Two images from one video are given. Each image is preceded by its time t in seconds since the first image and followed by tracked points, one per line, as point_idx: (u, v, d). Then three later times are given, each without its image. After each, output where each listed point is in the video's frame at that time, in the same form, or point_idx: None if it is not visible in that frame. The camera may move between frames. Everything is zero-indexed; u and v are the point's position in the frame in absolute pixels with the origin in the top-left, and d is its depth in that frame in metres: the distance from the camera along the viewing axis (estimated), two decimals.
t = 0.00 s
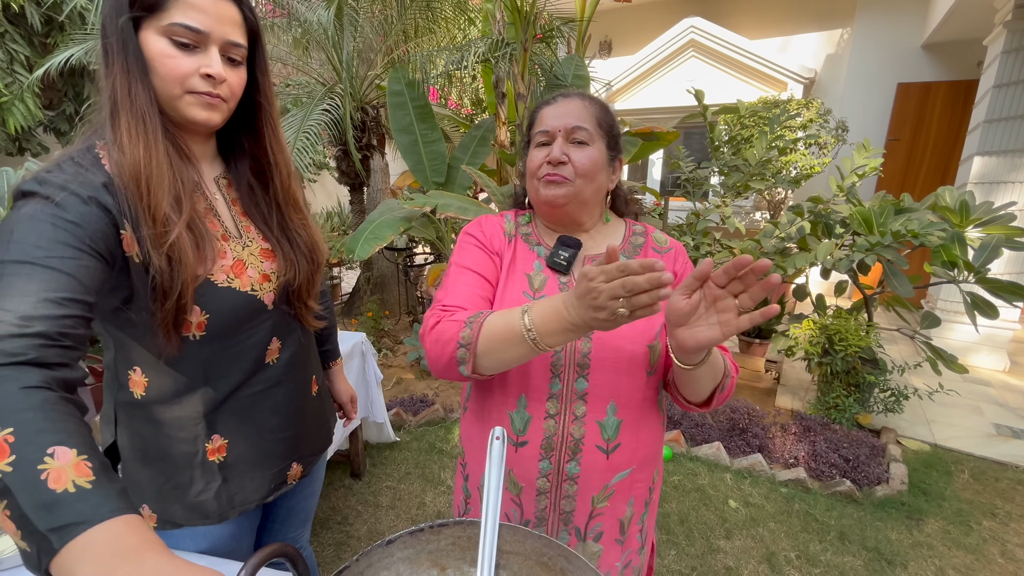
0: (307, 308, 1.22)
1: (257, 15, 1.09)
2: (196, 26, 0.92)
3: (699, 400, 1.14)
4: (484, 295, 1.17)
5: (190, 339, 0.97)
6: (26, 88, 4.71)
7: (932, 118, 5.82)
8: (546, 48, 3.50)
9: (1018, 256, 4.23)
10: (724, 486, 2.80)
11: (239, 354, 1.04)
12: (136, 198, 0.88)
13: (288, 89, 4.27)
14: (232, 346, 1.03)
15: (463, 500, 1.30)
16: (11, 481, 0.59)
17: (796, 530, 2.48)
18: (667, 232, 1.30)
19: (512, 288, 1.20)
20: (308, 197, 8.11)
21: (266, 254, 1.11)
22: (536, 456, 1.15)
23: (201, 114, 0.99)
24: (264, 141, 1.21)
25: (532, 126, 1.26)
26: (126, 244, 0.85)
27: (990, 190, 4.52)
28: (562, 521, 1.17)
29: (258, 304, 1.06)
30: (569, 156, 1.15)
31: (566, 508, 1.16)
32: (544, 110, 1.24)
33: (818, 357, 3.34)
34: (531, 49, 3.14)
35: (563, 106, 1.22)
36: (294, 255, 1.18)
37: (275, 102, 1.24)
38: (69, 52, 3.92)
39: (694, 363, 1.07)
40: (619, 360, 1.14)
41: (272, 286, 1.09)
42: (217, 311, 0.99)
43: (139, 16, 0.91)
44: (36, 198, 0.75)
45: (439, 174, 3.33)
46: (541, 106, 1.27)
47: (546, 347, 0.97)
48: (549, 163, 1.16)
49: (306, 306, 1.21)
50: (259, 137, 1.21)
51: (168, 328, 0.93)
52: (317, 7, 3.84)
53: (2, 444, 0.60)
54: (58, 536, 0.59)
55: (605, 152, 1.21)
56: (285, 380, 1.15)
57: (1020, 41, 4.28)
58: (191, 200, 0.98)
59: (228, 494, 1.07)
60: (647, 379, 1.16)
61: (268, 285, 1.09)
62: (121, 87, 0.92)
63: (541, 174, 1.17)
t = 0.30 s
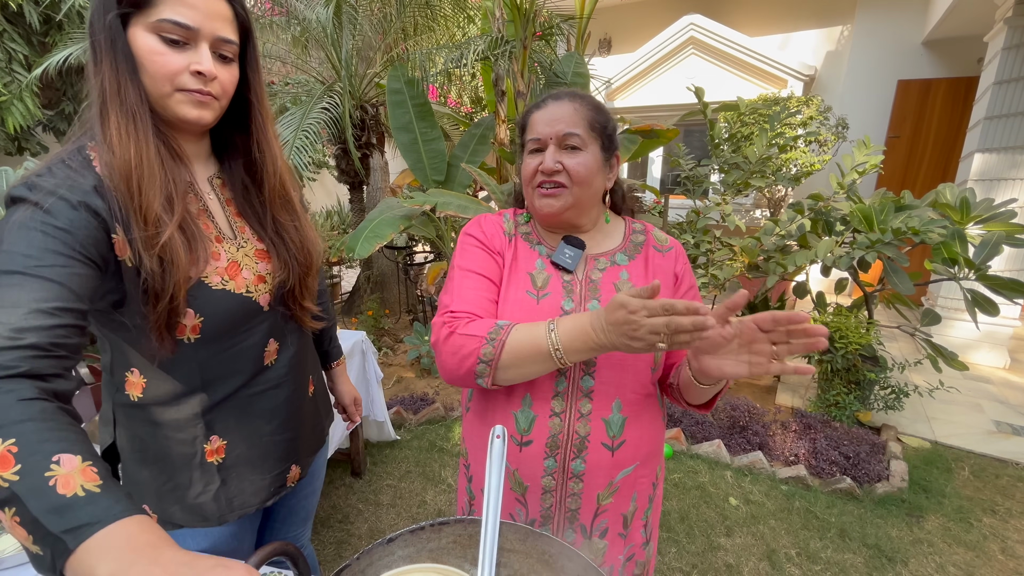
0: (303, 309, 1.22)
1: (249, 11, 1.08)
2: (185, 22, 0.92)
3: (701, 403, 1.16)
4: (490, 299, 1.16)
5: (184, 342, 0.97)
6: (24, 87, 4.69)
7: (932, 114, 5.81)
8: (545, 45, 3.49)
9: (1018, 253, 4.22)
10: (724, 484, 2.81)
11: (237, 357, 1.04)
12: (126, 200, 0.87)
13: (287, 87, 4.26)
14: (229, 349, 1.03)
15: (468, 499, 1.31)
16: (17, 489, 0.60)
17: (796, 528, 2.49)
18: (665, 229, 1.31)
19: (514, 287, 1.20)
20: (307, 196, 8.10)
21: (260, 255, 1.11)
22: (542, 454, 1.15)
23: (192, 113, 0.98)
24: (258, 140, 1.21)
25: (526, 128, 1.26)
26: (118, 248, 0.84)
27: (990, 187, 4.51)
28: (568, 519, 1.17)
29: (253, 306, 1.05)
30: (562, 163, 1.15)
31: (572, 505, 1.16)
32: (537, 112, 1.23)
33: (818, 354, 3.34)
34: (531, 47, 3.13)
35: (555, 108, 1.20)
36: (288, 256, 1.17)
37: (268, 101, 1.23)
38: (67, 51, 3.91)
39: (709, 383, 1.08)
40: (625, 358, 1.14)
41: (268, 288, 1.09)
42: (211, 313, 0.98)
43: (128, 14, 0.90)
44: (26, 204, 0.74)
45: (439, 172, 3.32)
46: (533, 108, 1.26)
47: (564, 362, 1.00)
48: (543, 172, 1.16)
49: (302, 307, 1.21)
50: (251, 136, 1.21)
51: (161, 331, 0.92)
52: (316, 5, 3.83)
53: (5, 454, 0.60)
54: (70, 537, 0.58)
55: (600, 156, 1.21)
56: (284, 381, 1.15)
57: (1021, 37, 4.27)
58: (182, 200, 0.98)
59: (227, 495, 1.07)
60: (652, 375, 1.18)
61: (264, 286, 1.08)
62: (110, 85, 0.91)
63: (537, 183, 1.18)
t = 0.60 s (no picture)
0: (304, 306, 1.22)
1: (247, 10, 1.08)
2: (182, 20, 0.92)
3: (723, 393, 1.15)
4: (484, 297, 1.16)
5: (185, 338, 0.97)
6: (23, 86, 4.68)
7: (932, 113, 5.80)
8: (546, 44, 3.48)
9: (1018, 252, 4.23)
10: (724, 482, 2.81)
11: (238, 353, 1.04)
12: (126, 198, 0.88)
13: (287, 87, 4.26)
14: (229, 346, 1.03)
15: (467, 498, 1.32)
16: (27, 469, 0.60)
17: (796, 526, 2.49)
18: (660, 226, 1.29)
19: (506, 285, 1.20)
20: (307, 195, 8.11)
21: (261, 252, 1.11)
22: (537, 452, 1.16)
23: (191, 111, 0.98)
24: (257, 138, 1.21)
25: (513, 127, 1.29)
26: (119, 243, 0.85)
27: (991, 185, 4.51)
28: (565, 517, 1.18)
29: (254, 303, 1.06)
30: (548, 147, 1.18)
31: (569, 503, 1.17)
32: (523, 109, 1.27)
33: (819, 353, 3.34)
34: (531, 45, 3.12)
35: (539, 102, 1.25)
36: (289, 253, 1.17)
37: (266, 100, 1.23)
38: (67, 50, 3.91)
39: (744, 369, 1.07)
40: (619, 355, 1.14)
41: (268, 284, 1.09)
42: (212, 309, 0.99)
43: (126, 13, 0.90)
44: (27, 201, 0.74)
45: (439, 171, 3.32)
46: (518, 109, 1.30)
47: (554, 366, 0.98)
48: (531, 159, 1.19)
49: (302, 304, 1.21)
50: (251, 134, 1.21)
51: (162, 328, 0.92)
52: (316, 4, 3.83)
53: (14, 437, 0.60)
54: (82, 511, 0.58)
55: (585, 141, 1.23)
56: (286, 377, 1.15)
57: (1021, 36, 4.27)
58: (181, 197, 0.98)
59: (229, 493, 1.07)
60: (645, 372, 1.16)
61: (264, 283, 1.09)
62: (108, 84, 0.92)
63: (527, 172, 1.20)
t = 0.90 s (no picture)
0: (308, 302, 1.21)
1: (248, 8, 1.08)
2: (183, 19, 0.92)
3: (715, 407, 1.13)
4: (481, 299, 1.18)
5: (191, 334, 0.97)
6: (23, 87, 4.67)
7: (932, 113, 5.81)
8: (546, 44, 3.47)
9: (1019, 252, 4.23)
10: (725, 482, 2.81)
11: (242, 349, 1.04)
12: (131, 196, 0.88)
13: (287, 87, 4.26)
14: (233, 341, 1.03)
15: (466, 500, 1.32)
16: (48, 437, 0.61)
17: (796, 526, 2.49)
18: (661, 226, 1.28)
19: (503, 287, 1.22)
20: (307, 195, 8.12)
21: (265, 248, 1.11)
22: (533, 453, 1.17)
23: (195, 109, 0.98)
24: (261, 134, 1.21)
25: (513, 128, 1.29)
26: (123, 240, 0.85)
27: (991, 185, 4.51)
28: (561, 518, 1.18)
29: (258, 298, 1.06)
30: (550, 148, 1.18)
31: (564, 505, 1.17)
32: (523, 110, 1.28)
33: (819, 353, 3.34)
34: (531, 46, 3.12)
35: (540, 103, 1.25)
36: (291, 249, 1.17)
37: (269, 97, 1.23)
38: (67, 51, 3.90)
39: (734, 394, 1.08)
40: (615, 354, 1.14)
41: (272, 280, 1.09)
42: (216, 306, 0.99)
43: (129, 12, 0.91)
44: (32, 199, 0.76)
45: (440, 171, 3.32)
46: (518, 109, 1.30)
47: (548, 387, 0.99)
48: (533, 160, 1.18)
49: (307, 299, 1.20)
50: (255, 131, 1.21)
51: (167, 323, 0.92)
52: (316, 4, 3.83)
53: (28, 413, 0.61)
54: (111, 462, 0.60)
55: (587, 141, 1.23)
56: (291, 373, 1.15)
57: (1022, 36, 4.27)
58: (185, 195, 0.98)
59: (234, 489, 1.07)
60: (641, 374, 1.16)
61: (269, 279, 1.08)
62: (113, 85, 0.92)
63: (528, 173, 1.20)
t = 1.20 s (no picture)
0: (309, 298, 1.21)
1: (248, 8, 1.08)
2: (186, 20, 0.92)
3: (712, 411, 1.12)
4: (478, 302, 1.19)
5: (191, 327, 0.97)
6: (24, 87, 4.66)
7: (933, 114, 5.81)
8: (547, 45, 3.47)
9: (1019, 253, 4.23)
10: (725, 483, 2.81)
11: (241, 344, 1.04)
12: (133, 192, 0.89)
13: (288, 87, 4.25)
14: (233, 337, 1.02)
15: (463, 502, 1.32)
16: (60, 416, 0.62)
17: (796, 527, 2.49)
18: (663, 228, 1.27)
19: (502, 288, 1.22)
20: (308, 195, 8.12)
21: (265, 244, 1.10)
22: (526, 455, 1.17)
23: (198, 108, 0.98)
24: (262, 132, 1.21)
25: (518, 130, 1.28)
26: (125, 233, 0.85)
27: (991, 186, 4.51)
28: (554, 520, 1.18)
29: (258, 294, 1.05)
30: (560, 154, 1.17)
31: (558, 507, 1.17)
32: (527, 112, 1.26)
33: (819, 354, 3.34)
34: (532, 46, 3.12)
35: (546, 106, 1.24)
36: (291, 244, 1.16)
37: (270, 96, 1.23)
38: (66, 51, 3.89)
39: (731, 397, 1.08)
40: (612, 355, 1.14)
41: (272, 276, 1.09)
42: (216, 301, 0.99)
43: (134, 13, 0.91)
44: (38, 192, 0.76)
45: (440, 171, 3.32)
46: (522, 109, 1.29)
47: (544, 391, 1.00)
48: (541, 164, 1.18)
49: (307, 294, 1.20)
50: (257, 129, 1.21)
51: (166, 317, 0.92)
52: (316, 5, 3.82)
53: (39, 393, 0.62)
54: (123, 439, 0.62)
55: (594, 146, 1.23)
56: (292, 369, 1.15)
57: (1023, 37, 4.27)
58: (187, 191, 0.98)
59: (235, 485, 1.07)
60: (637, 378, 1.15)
61: (268, 275, 1.08)
62: (116, 83, 0.92)
63: (536, 177, 1.19)
